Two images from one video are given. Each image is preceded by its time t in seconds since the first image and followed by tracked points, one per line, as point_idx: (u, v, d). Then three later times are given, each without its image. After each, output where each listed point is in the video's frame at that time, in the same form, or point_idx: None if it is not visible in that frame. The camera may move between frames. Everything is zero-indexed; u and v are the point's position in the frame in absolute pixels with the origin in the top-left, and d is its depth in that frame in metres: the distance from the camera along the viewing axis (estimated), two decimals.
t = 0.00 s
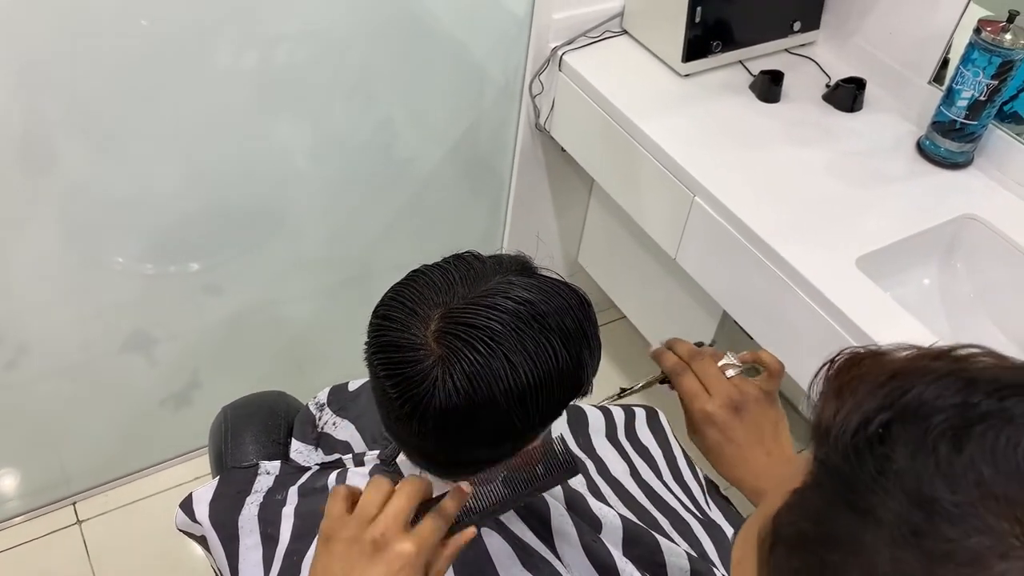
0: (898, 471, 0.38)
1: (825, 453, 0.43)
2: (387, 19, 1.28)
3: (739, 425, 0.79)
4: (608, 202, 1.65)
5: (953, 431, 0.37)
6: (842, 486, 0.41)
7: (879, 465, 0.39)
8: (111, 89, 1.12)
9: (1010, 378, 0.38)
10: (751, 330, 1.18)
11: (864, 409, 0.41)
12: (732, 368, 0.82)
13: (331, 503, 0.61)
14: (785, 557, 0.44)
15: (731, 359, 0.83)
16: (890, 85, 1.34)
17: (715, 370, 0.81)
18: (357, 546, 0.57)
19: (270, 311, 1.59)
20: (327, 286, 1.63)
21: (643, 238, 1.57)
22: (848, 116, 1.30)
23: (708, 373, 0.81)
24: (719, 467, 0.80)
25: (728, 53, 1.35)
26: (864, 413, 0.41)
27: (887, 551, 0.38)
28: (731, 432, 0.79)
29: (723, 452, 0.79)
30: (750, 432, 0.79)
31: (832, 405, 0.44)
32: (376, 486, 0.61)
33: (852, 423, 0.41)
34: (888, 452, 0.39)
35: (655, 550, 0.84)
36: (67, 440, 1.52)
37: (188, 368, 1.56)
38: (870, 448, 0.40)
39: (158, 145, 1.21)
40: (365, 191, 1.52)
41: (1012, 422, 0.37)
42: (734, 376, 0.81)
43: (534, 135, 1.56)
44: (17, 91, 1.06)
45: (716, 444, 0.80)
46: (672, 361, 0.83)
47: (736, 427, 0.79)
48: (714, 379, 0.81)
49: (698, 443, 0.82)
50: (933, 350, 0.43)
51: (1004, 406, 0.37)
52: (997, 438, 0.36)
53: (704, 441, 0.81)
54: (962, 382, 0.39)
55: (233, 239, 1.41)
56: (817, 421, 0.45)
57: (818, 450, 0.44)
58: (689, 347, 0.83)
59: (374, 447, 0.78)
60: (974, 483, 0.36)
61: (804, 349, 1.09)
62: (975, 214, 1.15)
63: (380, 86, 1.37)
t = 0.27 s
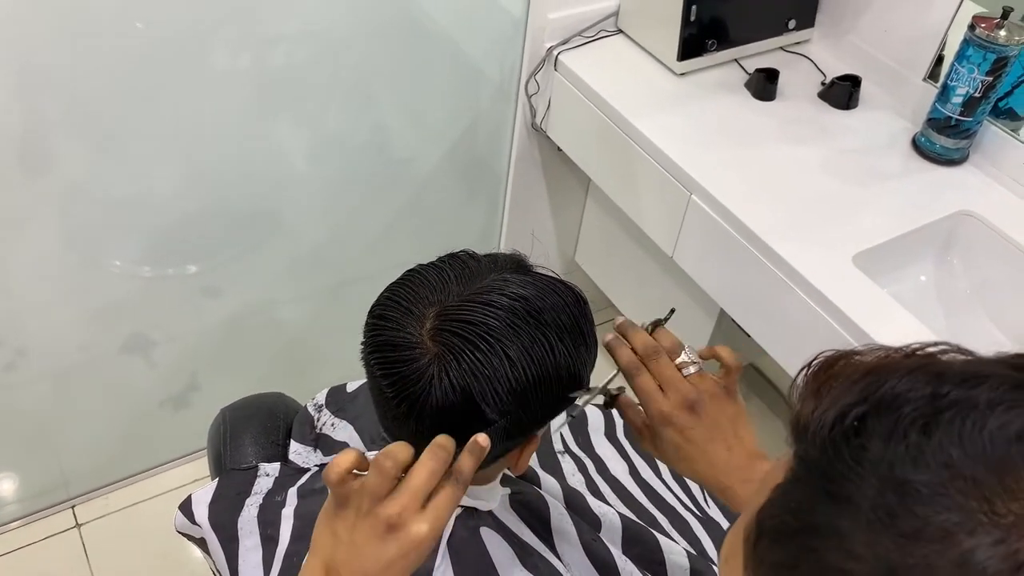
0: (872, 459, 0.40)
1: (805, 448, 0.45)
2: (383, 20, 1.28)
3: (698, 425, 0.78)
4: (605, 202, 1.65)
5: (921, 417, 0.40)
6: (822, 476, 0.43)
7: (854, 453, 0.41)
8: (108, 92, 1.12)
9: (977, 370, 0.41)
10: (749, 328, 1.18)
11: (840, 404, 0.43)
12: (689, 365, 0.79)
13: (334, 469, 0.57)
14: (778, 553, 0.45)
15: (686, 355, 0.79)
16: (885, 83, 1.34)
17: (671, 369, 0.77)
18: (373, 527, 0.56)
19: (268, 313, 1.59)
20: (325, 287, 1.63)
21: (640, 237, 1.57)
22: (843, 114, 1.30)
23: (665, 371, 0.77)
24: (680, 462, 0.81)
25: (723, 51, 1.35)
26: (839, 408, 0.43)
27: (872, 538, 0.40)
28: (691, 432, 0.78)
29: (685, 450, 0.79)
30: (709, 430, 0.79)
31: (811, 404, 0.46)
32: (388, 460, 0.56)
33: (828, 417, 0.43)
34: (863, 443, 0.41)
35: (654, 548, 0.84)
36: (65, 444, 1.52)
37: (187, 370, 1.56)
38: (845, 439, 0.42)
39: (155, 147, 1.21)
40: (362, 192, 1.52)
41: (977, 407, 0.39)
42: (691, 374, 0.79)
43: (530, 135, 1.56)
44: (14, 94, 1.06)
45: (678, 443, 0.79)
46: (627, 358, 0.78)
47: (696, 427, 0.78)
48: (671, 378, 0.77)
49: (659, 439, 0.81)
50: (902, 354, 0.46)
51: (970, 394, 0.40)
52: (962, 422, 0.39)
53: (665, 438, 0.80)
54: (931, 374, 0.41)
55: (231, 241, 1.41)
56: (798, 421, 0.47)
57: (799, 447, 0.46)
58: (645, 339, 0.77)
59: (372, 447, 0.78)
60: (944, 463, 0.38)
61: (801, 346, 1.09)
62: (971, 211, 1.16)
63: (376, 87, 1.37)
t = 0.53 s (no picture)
0: (864, 462, 0.40)
1: (797, 453, 0.45)
2: (378, 19, 1.28)
3: (701, 431, 0.77)
4: (601, 201, 1.65)
5: (912, 420, 0.39)
6: (814, 480, 0.42)
7: (844, 456, 0.41)
8: (102, 93, 1.11)
9: (966, 373, 0.41)
10: (746, 326, 1.18)
11: (832, 407, 0.43)
12: (694, 375, 0.80)
13: (346, 457, 0.56)
14: (774, 558, 0.44)
15: (690, 365, 0.81)
16: (880, 80, 1.34)
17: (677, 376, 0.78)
18: (383, 518, 0.55)
19: (265, 314, 1.58)
20: (322, 287, 1.62)
21: (637, 236, 1.57)
22: (838, 112, 1.30)
23: (670, 378, 0.78)
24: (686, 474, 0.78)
25: (718, 49, 1.35)
26: (831, 413, 0.43)
27: (868, 541, 0.39)
28: (695, 439, 0.77)
29: (689, 458, 0.77)
30: (713, 437, 0.77)
31: (803, 409, 0.46)
32: (401, 452, 0.54)
33: (820, 422, 0.43)
34: (855, 447, 0.41)
35: (652, 547, 0.84)
36: (62, 445, 1.51)
37: (184, 371, 1.56)
38: (837, 444, 0.42)
39: (150, 149, 1.21)
40: (358, 192, 1.51)
41: (967, 409, 0.39)
42: (696, 382, 0.79)
43: (526, 134, 1.56)
44: (6, 96, 1.05)
45: (683, 451, 0.77)
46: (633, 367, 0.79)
47: (699, 434, 0.77)
48: (676, 385, 0.78)
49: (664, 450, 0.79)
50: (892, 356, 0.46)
51: (960, 396, 0.39)
52: (953, 424, 0.38)
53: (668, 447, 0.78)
54: (922, 377, 0.41)
55: (226, 242, 1.41)
56: (790, 425, 0.47)
57: (792, 452, 0.45)
58: (649, 354, 0.80)
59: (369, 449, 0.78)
60: (935, 466, 0.38)
61: (797, 345, 1.09)
62: (968, 208, 1.16)
63: (371, 87, 1.37)
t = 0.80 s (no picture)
0: (869, 471, 0.40)
1: (798, 460, 0.45)
2: (376, 18, 1.28)
3: (689, 438, 0.76)
4: (599, 200, 1.65)
5: (917, 428, 0.39)
6: (819, 487, 0.42)
7: (849, 465, 0.41)
8: (100, 93, 1.11)
9: (968, 380, 0.41)
10: (744, 325, 1.18)
11: (834, 415, 0.43)
12: (682, 378, 0.79)
13: (356, 444, 0.55)
14: (777, 560, 0.44)
15: (678, 369, 0.80)
16: (879, 78, 1.34)
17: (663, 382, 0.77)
18: (391, 507, 0.56)
19: (263, 314, 1.58)
20: (320, 287, 1.62)
21: (635, 235, 1.57)
22: (837, 110, 1.30)
23: (656, 384, 0.77)
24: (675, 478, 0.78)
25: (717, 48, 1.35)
26: (832, 420, 0.43)
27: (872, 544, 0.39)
28: (683, 444, 0.76)
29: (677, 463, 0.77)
30: (702, 442, 0.77)
31: (803, 416, 0.46)
32: (411, 440, 0.55)
33: (822, 430, 0.43)
34: (859, 455, 0.41)
35: (652, 546, 0.84)
36: (61, 445, 1.51)
37: (182, 371, 1.56)
38: (840, 452, 0.42)
39: (148, 149, 1.21)
40: (356, 192, 1.51)
41: (973, 417, 0.39)
42: (683, 386, 0.78)
43: (524, 133, 1.56)
44: (4, 97, 1.05)
45: (671, 456, 0.77)
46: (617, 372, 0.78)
47: (688, 439, 0.77)
48: (662, 391, 0.77)
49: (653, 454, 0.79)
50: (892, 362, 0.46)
51: (964, 403, 0.40)
52: (959, 432, 0.38)
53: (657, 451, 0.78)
54: (924, 384, 0.41)
55: (225, 242, 1.41)
56: (789, 432, 0.47)
57: (792, 459, 0.46)
58: (636, 356, 0.79)
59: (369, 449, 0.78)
60: (944, 475, 0.38)
61: (796, 343, 1.09)
62: (967, 206, 1.15)
63: (369, 86, 1.36)
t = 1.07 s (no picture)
0: (854, 479, 0.40)
1: (784, 467, 0.45)
2: (375, 17, 1.28)
3: (688, 437, 0.76)
4: (599, 199, 1.65)
5: (901, 435, 0.39)
6: (804, 493, 0.43)
7: (833, 472, 0.41)
8: (99, 93, 1.11)
9: (952, 386, 0.41)
10: (744, 325, 1.18)
11: (819, 422, 0.43)
12: (682, 375, 0.76)
13: (366, 432, 0.55)
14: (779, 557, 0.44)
15: (680, 363, 0.77)
16: (878, 78, 1.34)
17: (664, 380, 0.75)
18: (400, 498, 0.56)
19: (262, 313, 1.58)
20: (320, 286, 1.62)
21: (635, 234, 1.57)
22: (836, 109, 1.30)
23: (656, 381, 0.75)
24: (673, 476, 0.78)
25: (716, 47, 1.35)
26: (818, 427, 0.43)
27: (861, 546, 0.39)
28: (681, 444, 0.76)
29: (676, 462, 0.77)
30: (701, 442, 0.76)
31: (790, 423, 0.46)
32: (423, 430, 0.55)
33: (808, 437, 0.43)
34: (843, 462, 0.41)
35: (652, 545, 0.85)
36: (60, 445, 1.51)
37: (181, 371, 1.56)
38: (825, 459, 0.42)
39: (146, 149, 1.20)
40: (355, 192, 1.51)
41: (956, 423, 0.39)
42: (683, 384, 0.76)
43: (524, 132, 1.56)
44: (3, 97, 1.05)
45: (669, 455, 0.77)
46: (616, 365, 0.73)
47: (687, 438, 0.76)
48: (662, 389, 0.75)
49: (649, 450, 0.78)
50: (882, 367, 0.46)
51: (947, 409, 0.39)
52: (942, 439, 0.38)
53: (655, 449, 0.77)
54: (909, 390, 0.41)
55: (224, 242, 1.41)
56: (776, 439, 0.47)
57: (779, 465, 0.46)
58: (635, 348, 0.74)
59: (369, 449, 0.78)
60: (925, 482, 0.38)
61: (795, 343, 1.09)
62: (966, 205, 1.16)
63: (369, 86, 1.36)
